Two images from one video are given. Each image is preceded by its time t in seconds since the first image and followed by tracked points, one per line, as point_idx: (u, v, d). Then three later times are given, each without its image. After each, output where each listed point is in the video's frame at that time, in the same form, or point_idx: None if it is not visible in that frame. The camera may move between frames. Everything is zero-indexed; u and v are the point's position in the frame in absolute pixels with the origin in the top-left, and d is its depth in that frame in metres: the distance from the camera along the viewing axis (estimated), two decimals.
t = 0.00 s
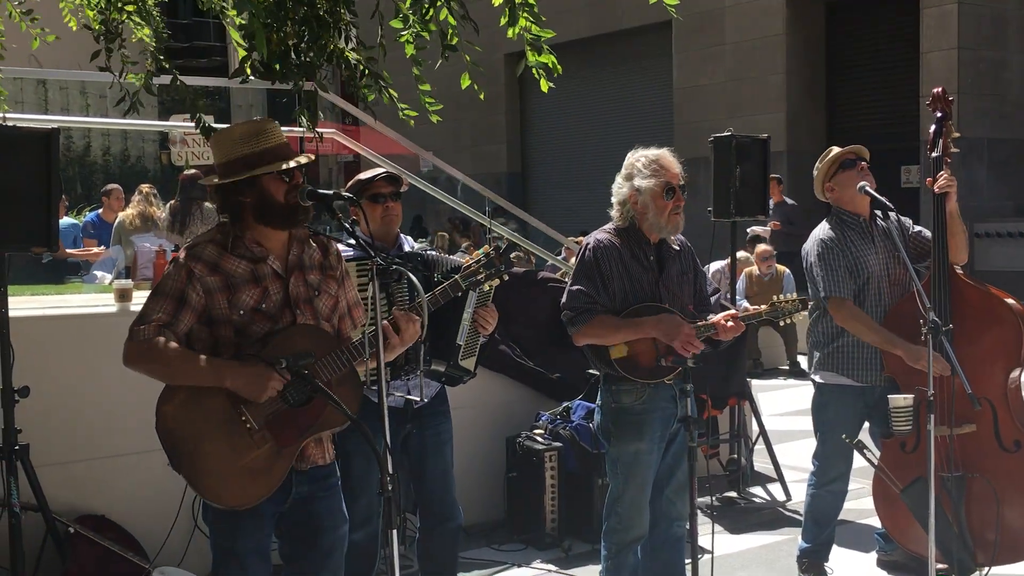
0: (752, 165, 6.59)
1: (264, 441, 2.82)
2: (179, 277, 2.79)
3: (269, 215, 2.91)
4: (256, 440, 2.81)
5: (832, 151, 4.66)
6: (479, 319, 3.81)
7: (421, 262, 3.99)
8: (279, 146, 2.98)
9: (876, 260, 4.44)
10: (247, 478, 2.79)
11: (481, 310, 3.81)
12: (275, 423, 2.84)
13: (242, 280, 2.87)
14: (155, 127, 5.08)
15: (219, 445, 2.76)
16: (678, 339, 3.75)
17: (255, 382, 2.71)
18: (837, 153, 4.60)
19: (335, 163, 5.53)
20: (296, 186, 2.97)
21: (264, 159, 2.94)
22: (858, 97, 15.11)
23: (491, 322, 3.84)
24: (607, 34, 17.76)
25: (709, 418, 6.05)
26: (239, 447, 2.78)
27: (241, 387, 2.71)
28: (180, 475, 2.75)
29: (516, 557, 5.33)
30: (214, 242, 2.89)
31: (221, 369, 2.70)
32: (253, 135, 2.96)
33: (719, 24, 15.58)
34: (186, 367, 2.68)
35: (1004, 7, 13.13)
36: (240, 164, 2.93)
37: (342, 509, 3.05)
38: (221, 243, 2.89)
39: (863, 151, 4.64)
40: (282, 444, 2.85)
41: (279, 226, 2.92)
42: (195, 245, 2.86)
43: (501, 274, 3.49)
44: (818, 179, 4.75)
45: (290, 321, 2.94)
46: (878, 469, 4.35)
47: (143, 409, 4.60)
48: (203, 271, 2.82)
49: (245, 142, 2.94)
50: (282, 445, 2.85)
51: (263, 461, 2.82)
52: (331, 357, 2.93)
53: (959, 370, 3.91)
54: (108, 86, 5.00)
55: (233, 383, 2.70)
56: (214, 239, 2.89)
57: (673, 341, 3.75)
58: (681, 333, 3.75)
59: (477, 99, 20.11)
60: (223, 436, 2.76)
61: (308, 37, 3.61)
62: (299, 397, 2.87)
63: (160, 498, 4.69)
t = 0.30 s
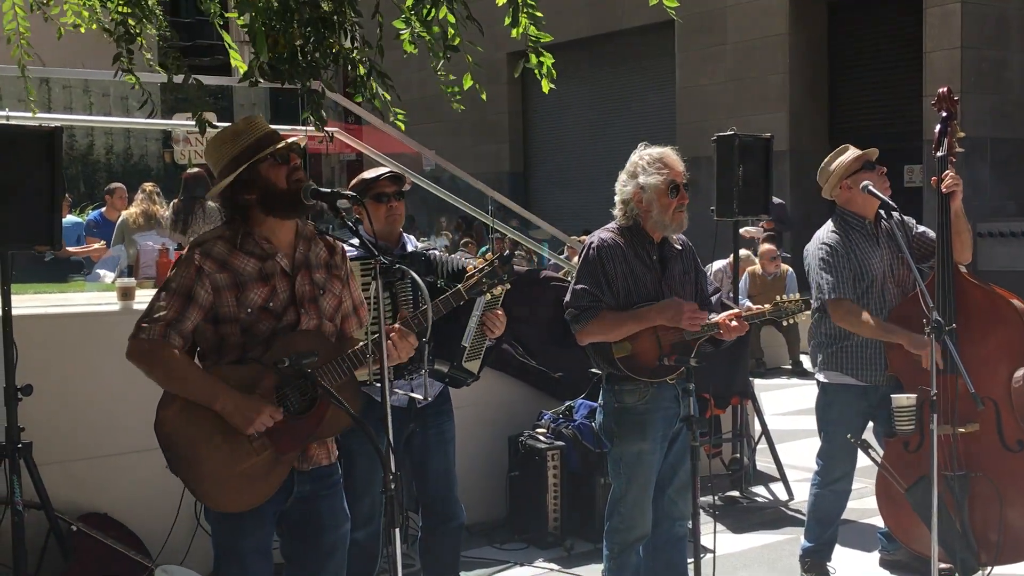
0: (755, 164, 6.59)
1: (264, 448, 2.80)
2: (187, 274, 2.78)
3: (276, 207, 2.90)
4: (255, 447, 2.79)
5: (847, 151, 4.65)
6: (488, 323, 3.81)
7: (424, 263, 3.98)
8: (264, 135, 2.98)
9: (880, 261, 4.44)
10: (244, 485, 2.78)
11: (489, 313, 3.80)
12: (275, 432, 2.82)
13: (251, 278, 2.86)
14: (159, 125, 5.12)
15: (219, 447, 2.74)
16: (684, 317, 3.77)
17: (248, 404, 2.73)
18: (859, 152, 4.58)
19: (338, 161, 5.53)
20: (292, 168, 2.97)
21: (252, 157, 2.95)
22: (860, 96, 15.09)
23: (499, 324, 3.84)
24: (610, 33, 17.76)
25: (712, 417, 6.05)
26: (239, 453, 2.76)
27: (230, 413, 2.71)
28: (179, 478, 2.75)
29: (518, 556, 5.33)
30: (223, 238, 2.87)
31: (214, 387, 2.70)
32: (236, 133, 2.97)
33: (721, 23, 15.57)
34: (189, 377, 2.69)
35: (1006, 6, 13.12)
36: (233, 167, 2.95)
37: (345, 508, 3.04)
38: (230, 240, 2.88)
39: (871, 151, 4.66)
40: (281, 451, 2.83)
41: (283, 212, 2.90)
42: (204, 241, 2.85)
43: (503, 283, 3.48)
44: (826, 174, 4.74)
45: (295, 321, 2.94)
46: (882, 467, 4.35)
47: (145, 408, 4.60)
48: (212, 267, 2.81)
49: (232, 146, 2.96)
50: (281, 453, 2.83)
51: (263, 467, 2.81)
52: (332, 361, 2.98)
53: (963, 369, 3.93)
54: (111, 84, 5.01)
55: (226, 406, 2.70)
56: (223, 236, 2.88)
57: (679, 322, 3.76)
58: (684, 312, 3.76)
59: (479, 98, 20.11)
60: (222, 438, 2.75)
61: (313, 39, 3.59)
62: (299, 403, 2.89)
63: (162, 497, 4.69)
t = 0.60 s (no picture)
0: (757, 163, 6.59)
1: (267, 440, 2.82)
2: (185, 274, 2.79)
3: (273, 219, 2.91)
4: (259, 439, 2.81)
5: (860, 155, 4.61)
6: (492, 324, 3.81)
7: (426, 263, 3.96)
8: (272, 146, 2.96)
9: (880, 263, 4.45)
10: (247, 476, 2.78)
11: (495, 314, 3.79)
12: (276, 424, 2.84)
13: (249, 279, 2.86)
14: (160, 123, 5.09)
15: (220, 440, 2.76)
16: (678, 347, 3.71)
17: (264, 370, 2.74)
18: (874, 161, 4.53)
19: (340, 159, 5.51)
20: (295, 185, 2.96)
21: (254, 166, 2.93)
22: (862, 96, 15.07)
23: (504, 328, 3.83)
24: (611, 32, 17.75)
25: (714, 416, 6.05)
26: (241, 445, 2.78)
27: (245, 381, 2.72)
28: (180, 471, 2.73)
29: (520, 554, 5.33)
30: (222, 239, 2.87)
31: (224, 362, 2.71)
32: (247, 138, 2.95)
33: (723, 22, 15.56)
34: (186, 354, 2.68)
35: (1009, 5, 13.10)
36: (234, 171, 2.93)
37: (346, 506, 3.04)
38: (229, 240, 2.88)
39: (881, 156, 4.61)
40: (284, 444, 2.84)
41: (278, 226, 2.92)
42: (202, 242, 2.85)
43: (507, 284, 3.48)
44: (835, 169, 4.63)
45: (295, 321, 2.94)
46: (883, 466, 4.35)
47: (147, 407, 4.60)
48: (210, 268, 2.81)
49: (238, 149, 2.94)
50: (284, 446, 2.84)
51: (266, 459, 2.82)
52: (335, 359, 2.97)
53: (964, 369, 3.91)
54: (113, 84, 5.05)
55: (240, 376, 2.71)
56: (221, 236, 2.87)
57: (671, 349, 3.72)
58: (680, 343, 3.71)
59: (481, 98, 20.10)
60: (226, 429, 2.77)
61: (319, 39, 3.59)
62: (303, 397, 2.89)
63: (163, 496, 4.69)
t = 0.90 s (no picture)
0: (759, 160, 6.58)
1: (269, 439, 2.82)
2: (187, 272, 2.78)
3: (278, 212, 2.89)
4: (261, 437, 2.81)
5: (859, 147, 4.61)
6: (497, 327, 3.83)
7: (427, 260, 4.01)
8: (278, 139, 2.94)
9: (883, 258, 4.42)
10: (246, 478, 2.78)
11: (500, 318, 3.81)
12: (278, 422, 2.85)
13: (251, 276, 2.86)
14: (162, 121, 5.10)
15: (222, 442, 2.76)
16: (685, 334, 3.78)
17: (264, 368, 2.73)
18: (868, 149, 4.54)
19: (341, 158, 5.52)
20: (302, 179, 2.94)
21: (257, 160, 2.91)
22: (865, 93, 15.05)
23: (508, 331, 3.85)
24: (613, 29, 17.73)
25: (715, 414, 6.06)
26: (244, 444, 2.78)
27: (246, 380, 2.72)
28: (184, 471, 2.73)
29: (521, 552, 5.34)
30: (224, 236, 2.88)
31: (224, 360, 2.70)
32: (253, 132, 2.92)
33: (725, 19, 15.53)
34: (188, 354, 2.68)
35: (1011, 2, 13.08)
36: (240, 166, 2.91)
37: (347, 504, 3.04)
38: (231, 238, 2.88)
39: (884, 149, 4.60)
40: (286, 442, 2.85)
41: (286, 220, 2.90)
42: (205, 239, 2.85)
43: (510, 281, 3.47)
44: (835, 167, 4.69)
45: (297, 318, 2.94)
46: (885, 465, 4.33)
47: (148, 404, 4.60)
48: (212, 266, 2.81)
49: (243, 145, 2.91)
50: (286, 445, 2.85)
51: (268, 458, 2.82)
52: (338, 356, 2.97)
53: (967, 367, 3.90)
54: (114, 81, 5.03)
55: (240, 375, 2.71)
56: (223, 233, 2.88)
57: (680, 336, 3.78)
58: (686, 326, 3.78)
59: (483, 95, 20.09)
60: (226, 430, 2.76)
61: (320, 36, 3.55)
62: (304, 396, 2.89)
63: (165, 493, 4.70)
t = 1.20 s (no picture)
0: (762, 157, 6.57)
1: (266, 444, 2.80)
2: (193, 267, 2.77)
3: (287, 204, 2.88)
4: (258, 443, 2.79)
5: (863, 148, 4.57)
6: (494, 310, 3.73)
7: (427, 257, 3.99)
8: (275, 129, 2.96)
9: (885, 256, 4.42)
10: (242, 482, 2.77)
11: (495, 301, 3.72)
12: (276, 427, 2.82)
13: (257, 272, 2.86)
14: (164, 118, 5.08)
15: (220, 443, 2.75)
16: (687, 313, 3.75)
17: (251, 398, 2.72)
18: (875, 155, 4.51)
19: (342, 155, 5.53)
20: (303, 165, 2.94)
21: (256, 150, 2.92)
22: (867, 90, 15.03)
23: (506, 313, 3.76)
24: (616, 26, 17.71)
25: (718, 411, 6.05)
26: (241, 448, 2.77)
27: (233, 404, 2.71)
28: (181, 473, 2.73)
29: (524, 549, 5.33)
30: (230, 231, 2.87)
31: (216, 379, 2.70)
32: (251, 123, 2.95)
33: (727, 16, 15.51)
34: (185, 364, 2.69)
35: None
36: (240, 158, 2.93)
37: (349, 502, 3.04)
38: (238, 233, 2.87)
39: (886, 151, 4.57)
40: (284, 447, 2.83)
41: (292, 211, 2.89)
42: (211, 233, 2.84)
43: (510, 284, 3.43)
44: (839, 166, 4.66)
45: (302, 314, 2.94)
46: (887, 462, 4.33)
47: (151, 401, 4.60)
48: (219, 261, 2.81)
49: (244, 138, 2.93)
50: (285, 448, 2.83)
51: (265, 462, 2.80)
52: (338, 357, 2.96)
53: (970, 364, 3.89)
54: (118, 78, 5.00)
55: (229, 399, 2.70)
56: (230, 228, 2.87)
57: (683, 316, 3.75)
58: (688, 306, 3.75)
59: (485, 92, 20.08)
60: (223, 433, 2.75)
61: (324, 32, 3.55)
62: (303, 401, 2.87)
63: (167, 491, 4.70)
